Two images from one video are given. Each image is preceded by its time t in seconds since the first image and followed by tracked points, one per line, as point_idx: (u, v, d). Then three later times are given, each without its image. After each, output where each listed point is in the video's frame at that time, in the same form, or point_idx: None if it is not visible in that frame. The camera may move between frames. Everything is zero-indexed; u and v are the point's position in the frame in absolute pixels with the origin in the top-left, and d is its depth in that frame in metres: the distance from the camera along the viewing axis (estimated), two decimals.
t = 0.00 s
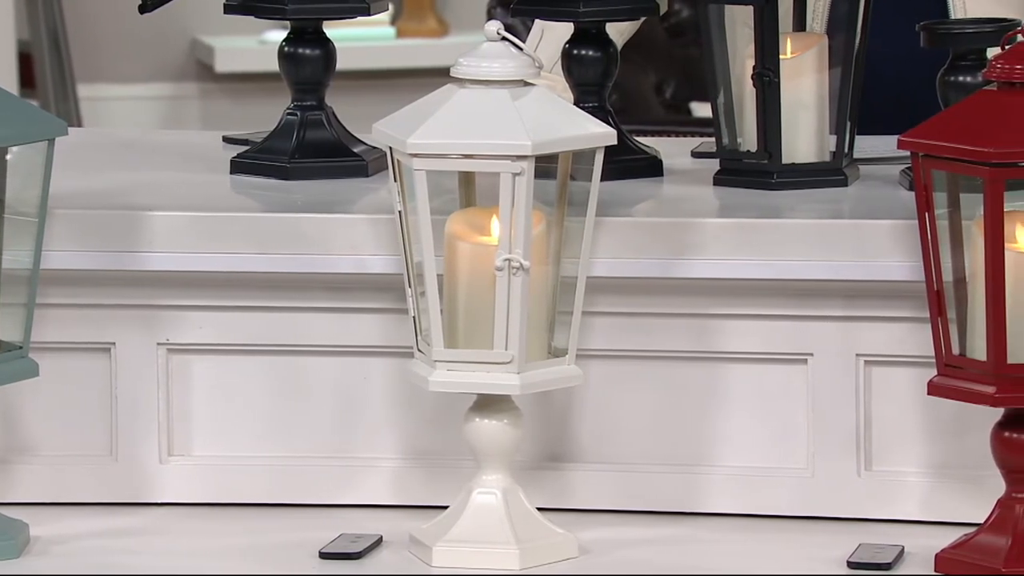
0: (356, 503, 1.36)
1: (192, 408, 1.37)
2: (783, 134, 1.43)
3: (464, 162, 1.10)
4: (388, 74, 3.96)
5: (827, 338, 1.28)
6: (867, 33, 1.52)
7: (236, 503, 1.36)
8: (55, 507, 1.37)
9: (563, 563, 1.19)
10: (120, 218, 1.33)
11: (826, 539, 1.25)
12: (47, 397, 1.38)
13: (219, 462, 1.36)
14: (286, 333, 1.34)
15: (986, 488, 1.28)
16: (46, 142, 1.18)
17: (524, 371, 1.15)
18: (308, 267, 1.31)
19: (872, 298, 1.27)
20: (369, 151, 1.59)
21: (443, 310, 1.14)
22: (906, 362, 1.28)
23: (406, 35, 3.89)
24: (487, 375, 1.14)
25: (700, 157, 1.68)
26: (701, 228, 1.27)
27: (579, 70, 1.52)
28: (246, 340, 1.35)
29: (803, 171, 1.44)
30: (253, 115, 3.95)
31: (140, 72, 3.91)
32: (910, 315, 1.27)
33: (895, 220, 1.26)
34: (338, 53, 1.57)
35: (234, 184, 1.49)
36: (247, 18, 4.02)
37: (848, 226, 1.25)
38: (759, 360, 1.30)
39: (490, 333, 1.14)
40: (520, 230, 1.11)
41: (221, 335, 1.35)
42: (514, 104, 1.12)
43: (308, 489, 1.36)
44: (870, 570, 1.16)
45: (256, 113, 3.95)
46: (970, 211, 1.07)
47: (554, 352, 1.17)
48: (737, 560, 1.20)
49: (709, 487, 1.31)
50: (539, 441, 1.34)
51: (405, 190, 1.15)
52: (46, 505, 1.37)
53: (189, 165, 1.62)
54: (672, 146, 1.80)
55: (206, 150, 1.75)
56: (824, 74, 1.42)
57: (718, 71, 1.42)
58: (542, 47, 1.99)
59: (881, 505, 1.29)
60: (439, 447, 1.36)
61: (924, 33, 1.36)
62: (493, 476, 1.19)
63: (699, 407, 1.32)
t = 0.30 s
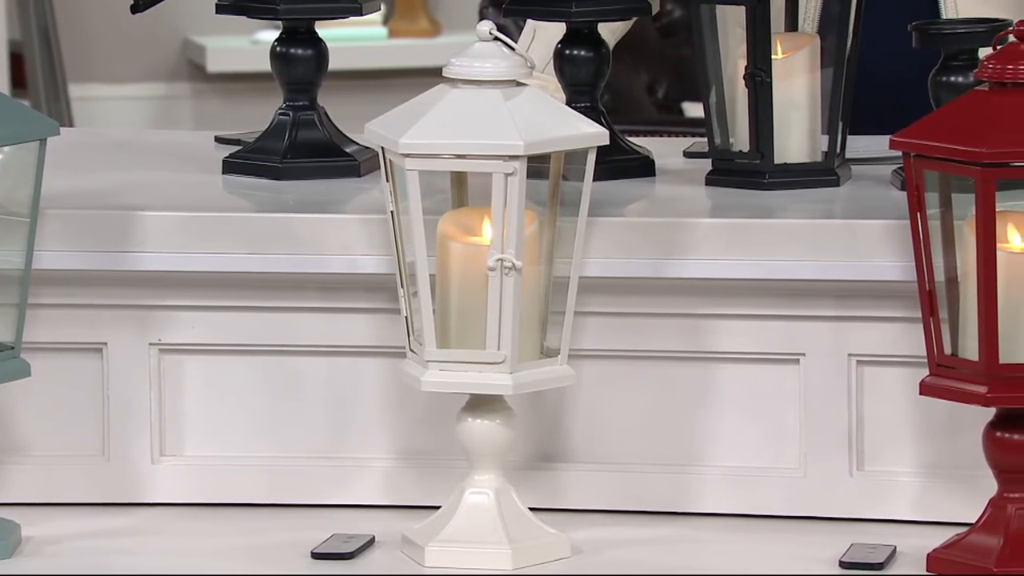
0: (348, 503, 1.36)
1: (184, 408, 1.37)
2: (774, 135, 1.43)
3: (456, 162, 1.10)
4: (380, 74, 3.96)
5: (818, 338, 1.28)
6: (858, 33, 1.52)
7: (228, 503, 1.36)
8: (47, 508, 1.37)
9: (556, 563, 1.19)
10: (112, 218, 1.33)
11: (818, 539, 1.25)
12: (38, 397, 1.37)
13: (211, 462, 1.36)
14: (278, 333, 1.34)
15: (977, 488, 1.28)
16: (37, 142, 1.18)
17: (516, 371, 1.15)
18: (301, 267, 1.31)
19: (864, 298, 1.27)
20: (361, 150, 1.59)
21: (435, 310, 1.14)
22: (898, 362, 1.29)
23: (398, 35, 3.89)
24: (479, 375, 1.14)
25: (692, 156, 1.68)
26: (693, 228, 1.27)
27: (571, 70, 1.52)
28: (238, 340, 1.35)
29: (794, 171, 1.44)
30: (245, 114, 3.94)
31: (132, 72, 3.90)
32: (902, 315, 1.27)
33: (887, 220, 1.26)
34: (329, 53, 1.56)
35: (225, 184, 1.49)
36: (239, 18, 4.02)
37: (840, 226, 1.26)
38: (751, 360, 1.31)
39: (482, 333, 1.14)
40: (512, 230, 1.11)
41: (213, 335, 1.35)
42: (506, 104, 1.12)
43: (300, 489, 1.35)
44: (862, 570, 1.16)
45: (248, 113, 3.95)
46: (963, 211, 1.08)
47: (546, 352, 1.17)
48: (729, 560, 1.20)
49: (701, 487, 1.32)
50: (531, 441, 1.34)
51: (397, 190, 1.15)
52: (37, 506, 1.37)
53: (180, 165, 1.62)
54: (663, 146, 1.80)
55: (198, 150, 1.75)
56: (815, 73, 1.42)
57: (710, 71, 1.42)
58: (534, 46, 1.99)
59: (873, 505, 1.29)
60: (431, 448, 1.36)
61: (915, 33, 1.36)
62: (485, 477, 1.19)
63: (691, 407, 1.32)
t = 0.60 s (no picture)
0: (339, 504, 1.35)
1: (176, 408, 1.36)
2: (766, 135, 1.43)
3: (447, 162, 1.10)
4: (372, 74, 3.95)
5: (810, 338, 1.29)
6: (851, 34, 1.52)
7: (219, 504, 1.36)
8: (38, 508, 1.37)
9: (548, 563, 1.19)
10: (103, 218, 1.32)
11: (810, 539, 1.25)
12: (30, 398, 1.37)
13: (202, 462, 1.36)
14: (270, 333, 1.34)
15: (968, 488, 1.29)
16: (29, 142, 1.18)
17: (508, 371, 1.15)
18: (292, 268, 1.30)
19: (856, 298, 1.28)
20: (353, 150, 1.59)
21: (427, 310, 1.14)
22: (889, 362, 1.29)
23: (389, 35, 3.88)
24: (470, 375, 1.14)
25: (684, 157, 1.68)
26: (684, 228, 1.28)
27: (563, 70, 1.52)
28: (230, 341, 1.35)
29: (786, 171, 1.44)
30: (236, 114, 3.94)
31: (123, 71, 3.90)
32: (893, 315, 1.28)
33: (878, 221, 1.26)
34: (320, 53, 1.56)
35: (216, 184, 1.49)
36: (230, 18, 4.01)
37: (832, 226, 1.26)
38: (742, 361, 1.31)
39: (474, 333, 1.14)
40: (504, 231, 1.11)
41: (205, 335, 1.35)
42: (498, 104, 1.12)
43: (292, 489, 1.35)
44: (854, 570, 1.16)
45: (239, 113, 3.95)
46: (954, 211, 1.08)
47: (538, 352, 1.17)
48: (721, 560, 1.20)
49: (693, 487, 1.32)
50: (523, 441, 1.34)
51: (389, 191, 1.15)
52: (28, 506, 1.37)
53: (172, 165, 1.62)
54: (655, 146, 1.80)
55: (189, 150, 1.75)
56: (807, 74, 1.42)
57: (701, 71, 1.42)
58: (528, 47, 1.99)
59: (864, 505, 1.30)
60: (423, 448, 1.36)
61: (906, 33, 1.37)
62: (477, 477, 1.19)
63: (683, 407, 1.32)
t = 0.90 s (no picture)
0: (330, 504, 1.35)
1: (167, 409, 1.36)
2: (757, 135, 1.43)
3: (439, 163, 1.10)
4: (363, 74, 3.95)
5: (801, 338, 1.29)
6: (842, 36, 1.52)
7: (210, 504, 1.36)
8: (29, 508, 1.36)
9: (539, 563, 1.19)
10: (94, 219, 1.32)
11: (801, 539, 1.26)
12: (21, 398, 1.37)
13: (194, 463, 1.36)
14: (261, 333, 1.34)
15: (959, 487, 1.29)
16: (20, 142, 1.18)
17: (499, 371, 1.15)
18: (284, 268, 1.30)
19: (847, 298, 1.28)
20: (344, 151, 1.59)
21: (418, 310, 1.14)
22: (880, 362, 1.29)
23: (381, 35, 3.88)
24: (461, 375, 1.14)
25: (675, 156, 1.68)
26: (675, 228, 1.28)
27: (554, 70, 1.52)
28: (221, 341, 1.34)
29: (777, 171, 1.44)
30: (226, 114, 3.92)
31: (114, 71, 3.89)
32: (884, 315, 1.28)
33: (869, 221, 1.26)
34: (311, 53, 1.56)
35: (207, 184, 1.49)
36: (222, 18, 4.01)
37: (823, 226, 1.26)
38: (733, 361, 1.31)
39: (465, 333, 1.14)
40: (495, 231, 1.11)
41: (196, 335, 1.34)
42: (490, 105, 1.12)
43: (283, 489, 1.35)
44: (845, 570, 1.16)
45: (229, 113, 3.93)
46: (945, 211, 1.08)
47: (529, 352, 1.17)
48: (713, 560, 1.20)
49: (684, 487, 1.32)
50: (514, 440, 1.34)
51: (380, 190, 1.15)
52: (19, 506, 1.37)
53: (163, 165, 1.62)
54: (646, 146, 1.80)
55: (180, 150, 1.74)
56: (798, 74, 1.42)
57: (692, 71, 1.42)
58: (519, 47, 2.01)
59: (855, 505, 1.30)
60: (415, 448, 1.35)
61: (897, 33, 1.37)
62: (469, 477, 1.19)
63: (675, 407, 1.32)
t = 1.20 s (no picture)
0: (321, 504, 1.35)
1: (157, 408, 1.36)
2: (747, 135, 1.43)
3: (431, 162, 1.10)
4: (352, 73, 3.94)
5: (791, 338, 1.29)
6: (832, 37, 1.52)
7: (201, 504, 1.36)
8: (18, 509, 1.36)
9: (530, 563, 1.19)
10: (84, 218, 1.32)
11: (791, 538, 1.26)
12: (10, 398, 1.37)
13: (184, 463, 1.36)
14: (251, 333, 1.34)
15: (949, 487, 1.29)
16: (9, 141, 1.18)
17: (490, 370, 1.15)
18: (274, 268, 1.30)
19: (837, 297, 1.28)
20: (335, 150, 1.58)
21: (408, 310, 1.14)
22: (870, 362, 1.29)
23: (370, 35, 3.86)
24: (452, 374, 1.14)
25: (665, 157, 1.68)
26: (666, 228, 1.28)
27: (544, 70, 1.52)
28: (211, 341, 1.34)
29: (766, 170, 1.45)
30: (216, 116, 3.88)
31: (103, 70, 3.87)
32: (874, 315, 1.28)
33: (859, 221, 1.26)
34: (301, 53, 1.55)
35: (196, 184, 1.49)
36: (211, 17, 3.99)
37: (813, 226, 1.26)
38: (724, 360, 1.31)
39: (456, 332, 1.14)
40: (486, 231, 1.11)
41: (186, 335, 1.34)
42: (480, 105, 1.12)
43: (274, 489, 1.35)
44: (835, 569, 1.17)
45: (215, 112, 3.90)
46: (935, 211, 1.08)
47: (520, 352, 1.17)
48: (704, 559, 1.21)
49: (675, 486, 1.32)
50: (505, 440, 1.34)
51: (370, 190, 1.15)
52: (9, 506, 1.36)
53: (152, 164, 1.62)
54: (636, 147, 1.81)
55: (169, 149, 1.74)
56: (788, 74, 1.42)
57: (681, 70, 1.43)
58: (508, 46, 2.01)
59: (846, 504, 1.30)
60: (405, 448, 1.35)
61: (886, 33, 1.37)
62: (459, 477, 1.19)
63: (665, 407, 1.32)
